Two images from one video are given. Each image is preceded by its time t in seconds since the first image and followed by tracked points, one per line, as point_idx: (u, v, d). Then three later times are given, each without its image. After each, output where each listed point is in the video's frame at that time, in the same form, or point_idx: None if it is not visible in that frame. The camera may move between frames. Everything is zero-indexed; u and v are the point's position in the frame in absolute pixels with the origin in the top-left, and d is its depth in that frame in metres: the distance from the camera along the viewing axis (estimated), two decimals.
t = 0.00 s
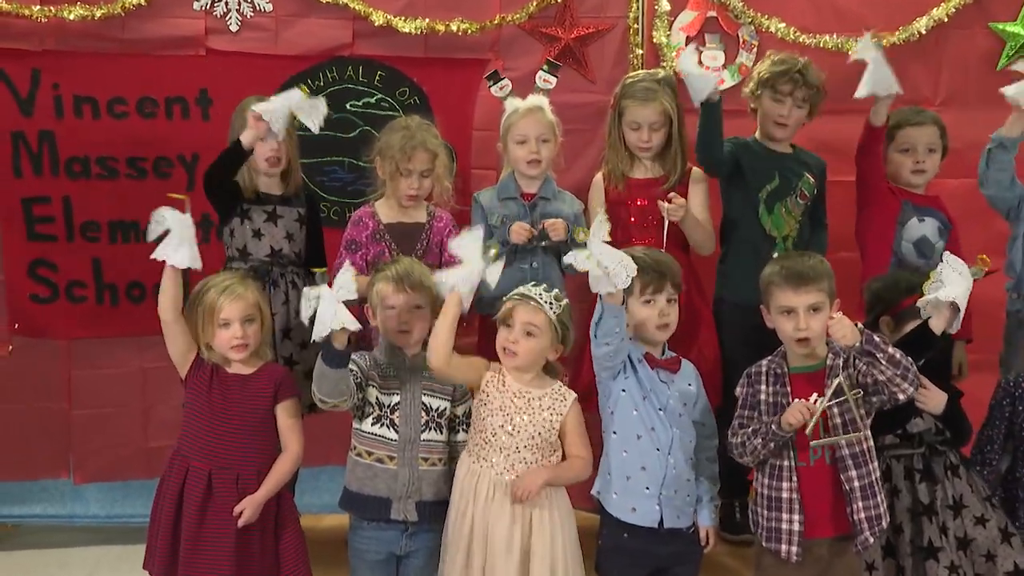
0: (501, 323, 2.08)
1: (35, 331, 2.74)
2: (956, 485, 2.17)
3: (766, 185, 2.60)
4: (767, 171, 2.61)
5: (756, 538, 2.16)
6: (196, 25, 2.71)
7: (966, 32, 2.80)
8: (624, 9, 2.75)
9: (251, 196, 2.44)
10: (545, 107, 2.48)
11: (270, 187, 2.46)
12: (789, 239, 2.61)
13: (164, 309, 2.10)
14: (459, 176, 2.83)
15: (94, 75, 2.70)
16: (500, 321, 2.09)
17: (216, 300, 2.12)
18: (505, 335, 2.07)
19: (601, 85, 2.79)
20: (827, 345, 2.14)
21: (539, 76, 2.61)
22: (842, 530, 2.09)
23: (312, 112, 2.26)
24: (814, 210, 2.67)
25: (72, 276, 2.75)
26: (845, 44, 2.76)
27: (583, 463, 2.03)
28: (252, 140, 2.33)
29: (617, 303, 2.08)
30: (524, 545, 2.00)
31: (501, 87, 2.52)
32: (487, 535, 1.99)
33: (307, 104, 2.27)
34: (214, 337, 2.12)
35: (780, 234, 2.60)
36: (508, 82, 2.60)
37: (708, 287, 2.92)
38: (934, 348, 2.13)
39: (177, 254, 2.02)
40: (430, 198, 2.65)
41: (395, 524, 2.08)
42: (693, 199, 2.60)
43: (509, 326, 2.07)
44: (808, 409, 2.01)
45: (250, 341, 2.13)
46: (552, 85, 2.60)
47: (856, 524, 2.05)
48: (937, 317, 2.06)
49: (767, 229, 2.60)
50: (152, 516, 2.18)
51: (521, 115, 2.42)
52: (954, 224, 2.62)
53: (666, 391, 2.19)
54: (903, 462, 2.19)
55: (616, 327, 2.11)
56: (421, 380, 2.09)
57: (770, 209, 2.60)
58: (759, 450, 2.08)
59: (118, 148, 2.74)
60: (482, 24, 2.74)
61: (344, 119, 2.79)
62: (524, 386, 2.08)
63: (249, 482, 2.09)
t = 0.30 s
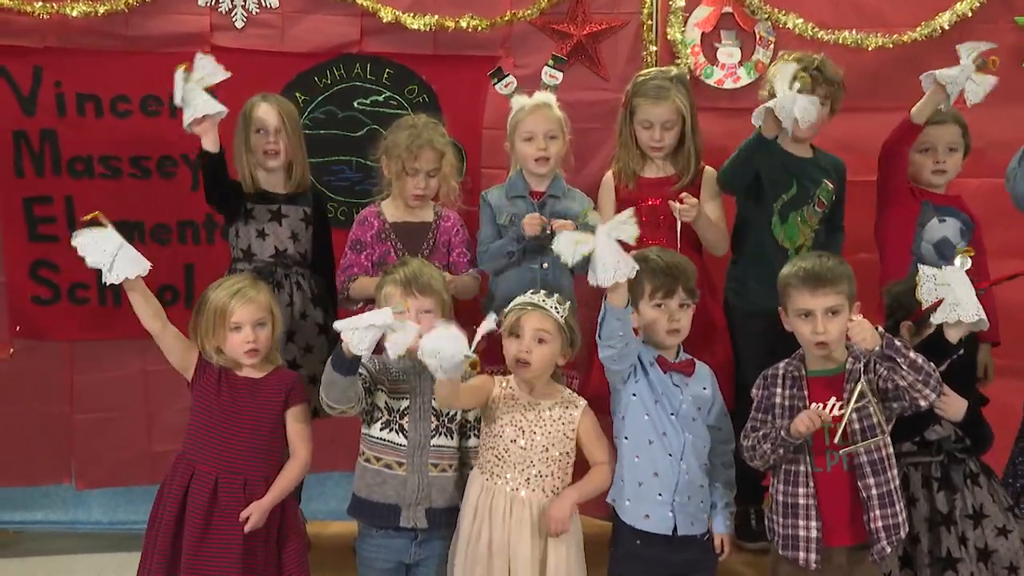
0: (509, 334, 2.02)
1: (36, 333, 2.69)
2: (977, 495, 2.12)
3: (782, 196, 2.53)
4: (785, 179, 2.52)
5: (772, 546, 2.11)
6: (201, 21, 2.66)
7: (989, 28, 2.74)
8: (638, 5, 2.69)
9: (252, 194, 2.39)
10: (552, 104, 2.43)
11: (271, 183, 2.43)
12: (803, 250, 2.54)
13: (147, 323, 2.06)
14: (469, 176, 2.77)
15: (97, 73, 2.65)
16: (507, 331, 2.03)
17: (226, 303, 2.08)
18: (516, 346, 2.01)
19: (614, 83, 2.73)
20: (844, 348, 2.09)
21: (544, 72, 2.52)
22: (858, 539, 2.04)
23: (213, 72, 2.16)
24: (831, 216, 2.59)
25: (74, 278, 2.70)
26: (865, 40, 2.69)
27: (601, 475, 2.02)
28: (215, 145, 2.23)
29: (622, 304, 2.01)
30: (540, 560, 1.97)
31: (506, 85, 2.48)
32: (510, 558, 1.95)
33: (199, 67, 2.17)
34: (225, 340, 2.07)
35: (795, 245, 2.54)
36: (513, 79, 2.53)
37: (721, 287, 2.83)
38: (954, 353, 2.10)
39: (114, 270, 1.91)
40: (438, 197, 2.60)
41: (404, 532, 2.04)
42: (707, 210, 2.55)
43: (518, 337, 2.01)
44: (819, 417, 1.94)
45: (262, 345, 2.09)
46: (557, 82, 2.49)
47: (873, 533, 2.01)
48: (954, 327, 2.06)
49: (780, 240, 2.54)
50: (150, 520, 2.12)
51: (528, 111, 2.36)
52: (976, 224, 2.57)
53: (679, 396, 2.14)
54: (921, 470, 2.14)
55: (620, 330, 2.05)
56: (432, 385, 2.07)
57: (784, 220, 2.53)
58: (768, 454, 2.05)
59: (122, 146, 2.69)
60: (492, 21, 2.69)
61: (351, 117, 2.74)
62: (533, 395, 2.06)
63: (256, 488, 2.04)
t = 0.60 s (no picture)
0: (520, 335, 1.98)
1: (39, 336, 2.64)
2: (999, 505, 2.07)
3: (799, 186, 2.46)
4: (802, 171, 2.47)
5: (789, 554, 2.06)
6: (207, 18, 2.61)
7: (1016, 24, 2.67)
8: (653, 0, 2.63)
9: (257, 196, 2.34)
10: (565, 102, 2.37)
11: (276, 182, 2.36)
12: (825, 242, 2.46)
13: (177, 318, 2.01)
14: (480, 176, 2.72)
15: (101, 70, 2.60)
16: (519, 331, 1.99)
17: (232, 305, 2.03)
18: (528, 347, 1.97)
19: (628, 80, 2.67)
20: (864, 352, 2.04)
21: (556, 70, 2.45)
22: (879, 549, 1.99)
23: (203, 76, 2.08)
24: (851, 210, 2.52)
25: (77, 280, 2.65)
26: (887, 35, 2.63)
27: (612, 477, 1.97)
28: (215, 152, 2.20)
29: (651, 291, 1.94)
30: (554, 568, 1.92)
31: (517, 83, 2.41)
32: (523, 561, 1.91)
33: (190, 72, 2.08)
34: (230, 343, 2.02)
35: (815, 237, 2.45)
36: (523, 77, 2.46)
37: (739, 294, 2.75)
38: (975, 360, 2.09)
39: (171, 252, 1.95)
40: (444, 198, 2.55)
41: (414, 539, 1.99)
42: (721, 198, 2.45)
43: (531, 336, 1.97)
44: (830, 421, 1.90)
45: (268, 348, 2.04)
46: (568, 78, 2.42)
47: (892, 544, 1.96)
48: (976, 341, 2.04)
49: (802, 232, 2.45)
50: (156, 525, 2.07)
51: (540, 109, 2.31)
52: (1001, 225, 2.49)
53: (695, 399, 2.08)
54: (942, 479, 2.08)
55: (638, 316, 1.98)
56: (443, 389, 2.01)
57: (803, 210, 2.46)
58: (787, 465, 1.99)
59: (126, 145, 2.64)
60: (504, 17, 2.63)
61: (360, 116, 2.68)
62: (549, 395, 1.99)
63: (262, 494, 1.98)
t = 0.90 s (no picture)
0: (531, 335, 1.93)
1: (41, 338, 2.59)
2: None
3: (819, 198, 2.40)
4: (822, 182, 2.40)
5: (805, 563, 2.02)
6: (212, 14, 2.56)
7: None
8: None
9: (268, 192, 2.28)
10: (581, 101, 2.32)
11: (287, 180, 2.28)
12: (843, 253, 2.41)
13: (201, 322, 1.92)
14: (491, 174, 2.66)
15: (105, 67, 2.55)
16: (530, 330, 1.93)
17: (233, 308, 1.97)
18: (536, 347, 1.91)
19: (643, 77, 2.61)
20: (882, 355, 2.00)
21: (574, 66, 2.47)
22: (899, 559, 1.95)
23: (316, 92, 2.14)
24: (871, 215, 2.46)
25: (80, 280, 2.60)
26: (910, 30, 2.57)
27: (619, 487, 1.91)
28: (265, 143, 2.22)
29: (672, 290, 1.90)
30: None
31: (534, 79, 2.41)
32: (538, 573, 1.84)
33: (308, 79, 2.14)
34: (232, 347, 1.97)
35: (834, 250, 2.39)
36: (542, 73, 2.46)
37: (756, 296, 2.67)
38: (1004, 367, 1.99)
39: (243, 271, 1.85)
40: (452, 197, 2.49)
41: (423, 546, 1.94)
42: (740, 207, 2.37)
43: (542, 337, 1.91)
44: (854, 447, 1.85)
45: (271, 352, 1.99)
46: (586, 76, 2.45)
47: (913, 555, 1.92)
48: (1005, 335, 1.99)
49: (819, 244, 2.39)
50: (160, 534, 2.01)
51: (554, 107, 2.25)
52: None
53: (714, 404, 2.02)
54: (965, 489, 2.02)
55: (660, 318, 1.93)
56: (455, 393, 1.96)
57: (821, 224, 2.39)
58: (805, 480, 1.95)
59: (130, 144, 2.59)
60: (515, 12, 2.57)
61: (368, 113, 2.62)
62: (560, 401, 1.94)
63: (267, 500, 1.93)
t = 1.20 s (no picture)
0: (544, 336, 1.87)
1: (45, 341, 2.55)
2: None
3: (843, 187, 2.34)
4: (845, 171, 2.34)
5: None
6: (219, 10, 2.51)
7: None
8: None
9: (273, 191, 2.21)
10: (595, 100, 2.26)
11: (297, 183, 2.24)
12: (870, 246, 2.34)
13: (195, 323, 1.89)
14: (504, 175, 2.60)
15: (110, 66, 2.50)
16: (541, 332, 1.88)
17: (238, 311, 1.92)
18: (548, 347, 1.85)
19: (659, 75, 2.56)
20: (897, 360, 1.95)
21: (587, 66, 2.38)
22: (922, 570, 1.90)
23: (354, 135, 2.03)
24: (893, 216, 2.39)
25: (84, 283, 2.55)
26: (933, 26, 2.50)
27: (631, 495, 1.84)
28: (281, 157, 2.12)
29: (685, 299, 1.85)
30: None
31: (546, 78, 2.34)
32: None
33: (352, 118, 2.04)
34: (237, 351, 1.92)
35: (860, 240, 2.33)
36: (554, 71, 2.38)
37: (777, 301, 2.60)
38: None
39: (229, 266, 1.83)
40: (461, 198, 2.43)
41: (435, 554, 1.89)
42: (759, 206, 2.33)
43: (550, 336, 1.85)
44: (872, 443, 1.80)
45: (277, 355, 1.93)
46: (599, 75, 2.36)
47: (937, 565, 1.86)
48: None
49: (846, 235, 2.33)
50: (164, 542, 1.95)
51: (568, 106, 2.19)
52: None
53: (734, 410, 1.96)
54: (991, 498, 1.98)
55: (680, 328, 1.87)
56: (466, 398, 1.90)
57: (848, 213, 2.33)
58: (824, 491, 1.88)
59: (136, 143, 2.54)
60: (528, 9, 2.52)
61: (378, 112, 2.57)
62: (575, 407, 1.87)
63: (273, 508, 1.88)
